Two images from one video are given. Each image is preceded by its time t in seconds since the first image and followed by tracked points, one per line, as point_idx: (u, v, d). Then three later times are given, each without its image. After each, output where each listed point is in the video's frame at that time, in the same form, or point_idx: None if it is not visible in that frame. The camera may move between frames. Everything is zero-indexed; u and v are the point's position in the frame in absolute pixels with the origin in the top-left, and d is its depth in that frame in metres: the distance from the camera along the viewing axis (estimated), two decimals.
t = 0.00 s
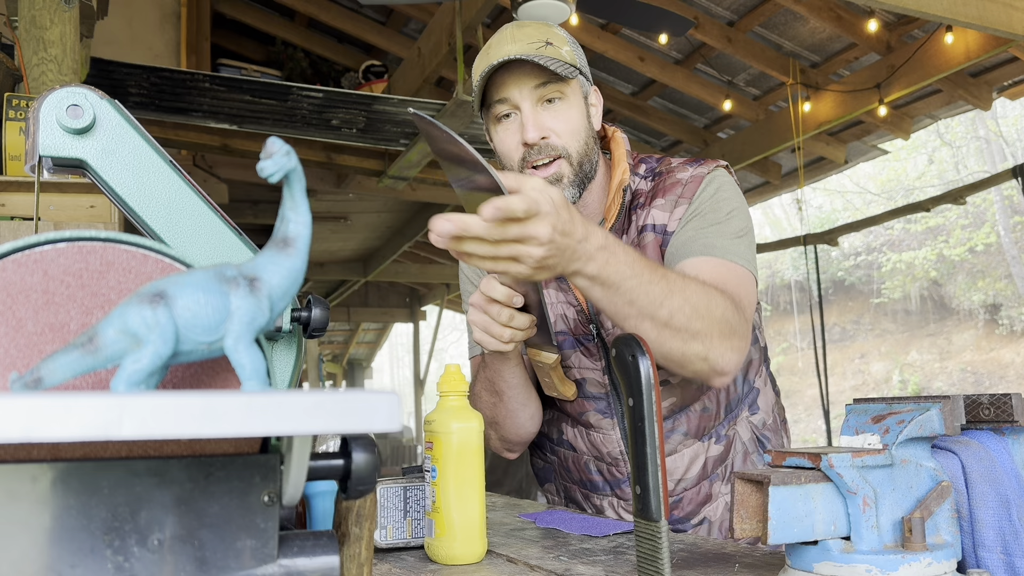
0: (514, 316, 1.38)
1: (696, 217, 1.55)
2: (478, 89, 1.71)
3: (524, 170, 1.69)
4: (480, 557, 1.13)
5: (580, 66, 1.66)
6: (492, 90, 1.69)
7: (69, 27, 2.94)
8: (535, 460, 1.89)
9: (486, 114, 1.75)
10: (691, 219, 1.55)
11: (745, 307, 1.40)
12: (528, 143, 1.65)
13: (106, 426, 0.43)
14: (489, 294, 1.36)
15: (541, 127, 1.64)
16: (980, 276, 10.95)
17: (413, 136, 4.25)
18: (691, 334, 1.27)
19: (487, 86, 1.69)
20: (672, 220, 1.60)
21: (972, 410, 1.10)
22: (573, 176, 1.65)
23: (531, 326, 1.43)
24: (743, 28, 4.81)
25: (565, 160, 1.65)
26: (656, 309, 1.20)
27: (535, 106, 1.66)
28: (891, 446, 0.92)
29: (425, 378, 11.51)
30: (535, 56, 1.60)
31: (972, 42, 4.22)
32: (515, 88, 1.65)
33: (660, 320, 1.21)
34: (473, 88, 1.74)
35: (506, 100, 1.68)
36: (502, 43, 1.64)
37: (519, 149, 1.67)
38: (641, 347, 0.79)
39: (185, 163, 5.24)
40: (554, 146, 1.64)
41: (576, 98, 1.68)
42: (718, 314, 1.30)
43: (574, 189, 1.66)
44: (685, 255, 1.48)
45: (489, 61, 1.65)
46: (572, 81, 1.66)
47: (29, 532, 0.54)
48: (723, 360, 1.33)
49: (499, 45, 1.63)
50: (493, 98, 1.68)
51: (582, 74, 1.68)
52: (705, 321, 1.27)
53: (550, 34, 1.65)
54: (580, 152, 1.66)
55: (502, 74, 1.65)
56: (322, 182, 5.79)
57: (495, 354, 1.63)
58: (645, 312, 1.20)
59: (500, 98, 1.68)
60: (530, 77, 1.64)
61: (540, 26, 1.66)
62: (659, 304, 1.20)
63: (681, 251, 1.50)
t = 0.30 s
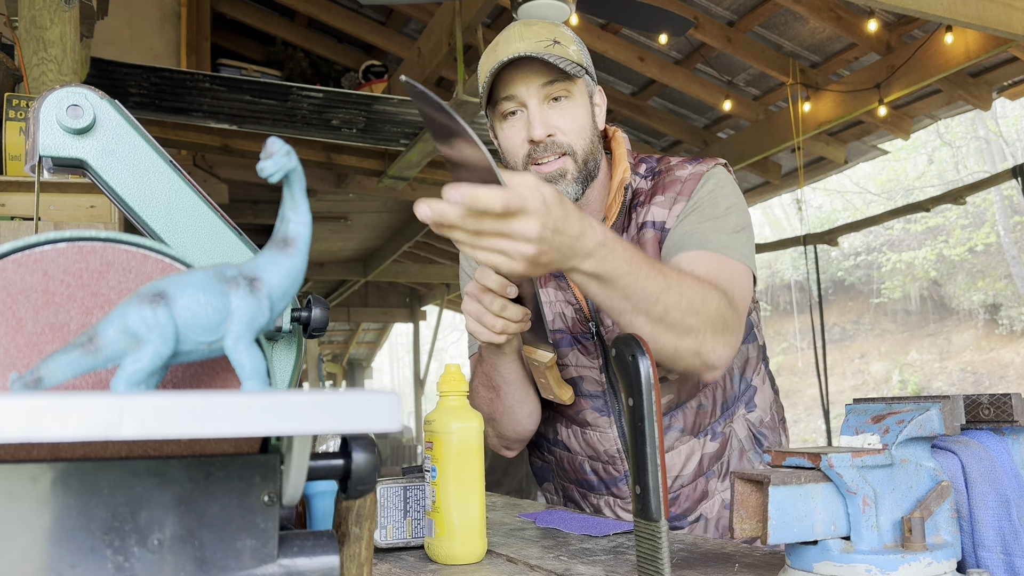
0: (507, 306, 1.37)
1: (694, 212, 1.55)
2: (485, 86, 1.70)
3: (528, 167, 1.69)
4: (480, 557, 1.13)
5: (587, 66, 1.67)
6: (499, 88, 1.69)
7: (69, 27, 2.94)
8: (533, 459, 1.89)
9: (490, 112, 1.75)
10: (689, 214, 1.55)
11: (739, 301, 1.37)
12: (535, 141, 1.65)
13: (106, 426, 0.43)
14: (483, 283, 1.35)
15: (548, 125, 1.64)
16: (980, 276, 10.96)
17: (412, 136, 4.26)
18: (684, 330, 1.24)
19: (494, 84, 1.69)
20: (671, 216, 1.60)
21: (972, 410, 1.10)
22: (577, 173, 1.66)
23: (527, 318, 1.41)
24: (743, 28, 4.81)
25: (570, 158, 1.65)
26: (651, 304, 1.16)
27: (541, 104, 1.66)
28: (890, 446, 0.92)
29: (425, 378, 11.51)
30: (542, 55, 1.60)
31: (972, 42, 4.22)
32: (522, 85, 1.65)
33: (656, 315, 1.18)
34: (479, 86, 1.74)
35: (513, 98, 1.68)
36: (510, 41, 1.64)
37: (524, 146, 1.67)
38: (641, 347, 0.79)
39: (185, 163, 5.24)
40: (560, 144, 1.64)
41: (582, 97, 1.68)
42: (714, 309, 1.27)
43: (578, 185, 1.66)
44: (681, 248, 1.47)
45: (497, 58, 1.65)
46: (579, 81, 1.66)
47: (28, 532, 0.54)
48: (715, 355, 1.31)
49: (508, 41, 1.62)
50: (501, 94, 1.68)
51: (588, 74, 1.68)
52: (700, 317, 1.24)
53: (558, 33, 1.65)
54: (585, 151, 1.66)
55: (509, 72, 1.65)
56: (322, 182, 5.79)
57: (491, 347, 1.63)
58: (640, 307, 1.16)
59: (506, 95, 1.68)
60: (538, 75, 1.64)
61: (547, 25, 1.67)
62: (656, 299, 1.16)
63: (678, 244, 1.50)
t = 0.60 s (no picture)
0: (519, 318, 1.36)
1: (696, 225, 1.57)
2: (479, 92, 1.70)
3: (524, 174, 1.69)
4: (480, 557, 1.13)
5: (580, 69, 1.66)
6: (493, 94, 1.69)
7: (69, 27, 2.94)
8: (532, 460, 1.89)
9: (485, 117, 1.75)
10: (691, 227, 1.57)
11: (747, 314, 1.44)
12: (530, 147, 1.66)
13: (106, 426, 0.43)
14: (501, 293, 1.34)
15: (543, 131, 1.64)
16: (980, 276, 10.96)
17: (412, 136, 4.26)
18: (698, 348, 1.31)
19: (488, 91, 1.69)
20: (672, 224, 1.60)
21: (972, 410, 1.10)
22: (574, 179, 1.67)
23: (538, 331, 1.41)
24: (743, 28, 4.82)
25: (566, 163, 1.65)
26: (668, 324, 1.22)
27: (535, 109, 1.66)
28: (890, 446, 0.92)
29: (425, 378, 11.51)
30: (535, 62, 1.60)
31: (972, 42, 4.21)
32: (515, 92, 1.65)
33: (671, 334, 1.24)
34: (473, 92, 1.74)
35: (507, 104, 1.68)
36: (501, 47, 1.63)
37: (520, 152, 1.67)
38: (641, 347, 0.79)
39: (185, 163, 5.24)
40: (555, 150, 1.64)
41: (576, 101, 1.68)
42: (729, 329, 1.33)
43: (575, 192, 1.67)
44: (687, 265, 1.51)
45: (489, 65, 1.64)
46: (572, 85, 1.66)
47: (28, 532, 0.54)
48: (727, 373, 1.39)
49: (500, 49, 1.62)
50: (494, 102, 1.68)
51: (581, 77, 1.68)
52: (714, 336, 1.31)
53: (549, 38, 1.65)
54: (580, 154, 1.66)
55: (502, 78, 1.65)
56: (322, 182, 5.79)
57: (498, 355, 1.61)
58: (657, 326, 1.22)
59: (500, 102, 1.68)
60: (531, 81, 1.64)
61: (539, 30, 1.66)
62: (673, 320, 1.22)
63: (682, 260, 1.53)
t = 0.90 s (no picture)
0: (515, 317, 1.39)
1: (692, 203, 1.55)
2: (495, 86, 1.68)
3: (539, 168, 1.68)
4: (480, 557, 1.13)
5: (598, 67, 1.67)
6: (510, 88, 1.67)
7: (69, 27, 2.94)
8: (531, 460, 1.89)
9: (498, 111, 1.72)
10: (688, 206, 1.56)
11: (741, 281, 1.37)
12: (548, 141, 1.64)
13: (106, 426, 0.43)
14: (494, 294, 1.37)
15: (561, 125, 1.64)
16: (980, 276, 10.96)
17: (412, 136, 4.26)
18: (695, 306, 1.23)
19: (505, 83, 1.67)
20: (669, 210, 1.61)
21: (972, 410, 1.10)
22: (589, 175, 1.67)
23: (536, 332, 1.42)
24: (743, 28, 4.82)
25: (582, 159, 1.65)
26: (663, 282, 1.15)
27: (553, 104, 1.66)
28: (890, 446, 0.92)
29: (425, 378, 11.51)
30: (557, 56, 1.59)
31: (972, 42, 4.21)
32: (535, 85, 1.64)
33: (667, 294, 1.17)
34: (489, 86, 1.72)
35: (525, 97, 1.66)
36: (523, 41, 1.63)
37: (537, 146, 1.66)
38: (641, 347, 0.79)
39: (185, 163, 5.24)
40: (572, 145, 1.64)
41: (593, 98, 1.68)
42: (721, 283, 1.27)
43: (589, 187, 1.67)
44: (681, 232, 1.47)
45: (510, 59, 1.64)
46: (591, 82, 1.66)
47: (28, 532, 0.54)
48: (725, 329, 1.30)
49: (521, 41, 1.63)
50: (513, 93, 1.66)
51: (599, 75, 1.68)
52: (708, 293, 1.24)
53: (569, 35, 1.65)
54: (596, 151, 1.66)
55: (522, 72, 1.64)
56: (322, 182, 5.80)
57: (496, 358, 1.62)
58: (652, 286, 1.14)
59: (519, 95, 1.66)
60: (552, 75, 1.63)
61: (558, 26, 1.66)
62: (668, 278, 1.15)
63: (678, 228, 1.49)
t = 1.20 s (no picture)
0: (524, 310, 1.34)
1: (695, 228, 1.57)
2: (491, 87, 1.69)
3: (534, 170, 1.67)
4: (480, 557, 1.13)
5: (594, 69, 1.66)
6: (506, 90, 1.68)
7: (69, 27, 2.94)
8: (531, 460, 1.89)
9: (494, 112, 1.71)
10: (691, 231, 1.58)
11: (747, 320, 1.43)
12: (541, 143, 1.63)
13: (106, 426, 0.43)
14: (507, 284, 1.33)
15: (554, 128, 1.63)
16: (980, 276, 10.98)
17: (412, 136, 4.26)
18: (704, 353, 1.31)
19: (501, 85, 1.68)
20: (672, 227, 1.61)
21: (972, 410, 1.10)
22: (584, 177, 1.66)
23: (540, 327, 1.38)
24: (743, 28, 4.82)
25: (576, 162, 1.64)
26: (675, 329, 1.24)
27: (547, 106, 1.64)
28: (890, 446, 0.92)
29: (425, 377, 11.52)
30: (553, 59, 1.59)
31: (972, 42, 4.21)
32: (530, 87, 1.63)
33: (678, 339, 1.26)
34: (485, 87, 1.72)
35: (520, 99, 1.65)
36: (519, 44, 1.64)
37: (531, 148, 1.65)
38: (641, 347, 0.79)
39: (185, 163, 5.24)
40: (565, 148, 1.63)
41: (588, 101, 1.67)
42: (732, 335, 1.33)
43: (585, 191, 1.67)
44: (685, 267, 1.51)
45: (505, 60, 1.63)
46: (586, 84, 1.66)
47: (28, 532, 0.54)
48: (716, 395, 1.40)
49: (517, 44, 1.63)
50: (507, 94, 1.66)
51: (594, 77, 1.68)
52: (719, 342, 1.31)
53: (565, 36, 1.65)
54: (589, 154, 1.66)
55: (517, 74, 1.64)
56: (322, 182, 5.80)
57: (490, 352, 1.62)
58: (665, 330, 1.24)
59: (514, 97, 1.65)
60: (546, 78, 1.62)
61: (554, 28, 1.67)
62: (680, 325, 1.24)
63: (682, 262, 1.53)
